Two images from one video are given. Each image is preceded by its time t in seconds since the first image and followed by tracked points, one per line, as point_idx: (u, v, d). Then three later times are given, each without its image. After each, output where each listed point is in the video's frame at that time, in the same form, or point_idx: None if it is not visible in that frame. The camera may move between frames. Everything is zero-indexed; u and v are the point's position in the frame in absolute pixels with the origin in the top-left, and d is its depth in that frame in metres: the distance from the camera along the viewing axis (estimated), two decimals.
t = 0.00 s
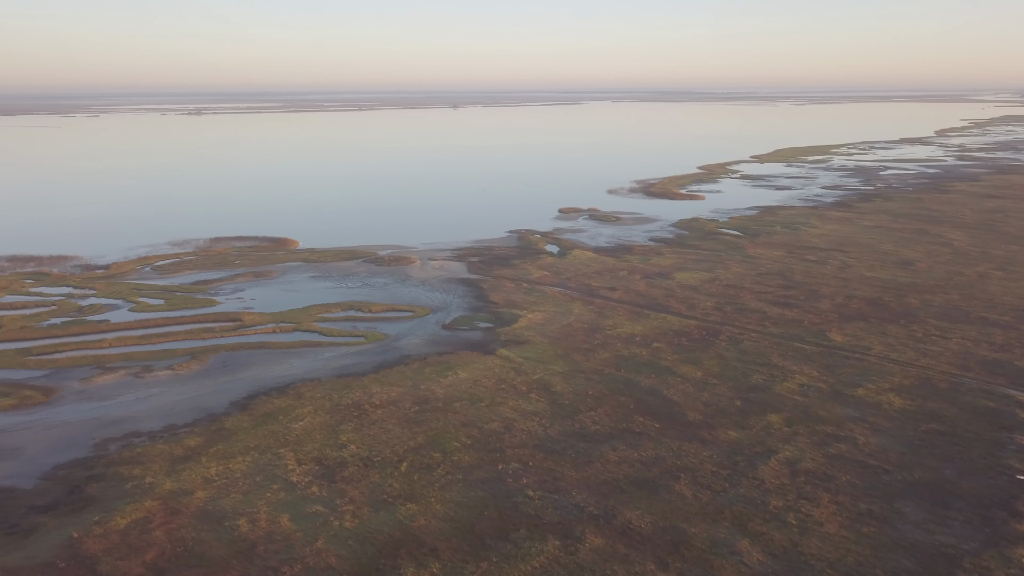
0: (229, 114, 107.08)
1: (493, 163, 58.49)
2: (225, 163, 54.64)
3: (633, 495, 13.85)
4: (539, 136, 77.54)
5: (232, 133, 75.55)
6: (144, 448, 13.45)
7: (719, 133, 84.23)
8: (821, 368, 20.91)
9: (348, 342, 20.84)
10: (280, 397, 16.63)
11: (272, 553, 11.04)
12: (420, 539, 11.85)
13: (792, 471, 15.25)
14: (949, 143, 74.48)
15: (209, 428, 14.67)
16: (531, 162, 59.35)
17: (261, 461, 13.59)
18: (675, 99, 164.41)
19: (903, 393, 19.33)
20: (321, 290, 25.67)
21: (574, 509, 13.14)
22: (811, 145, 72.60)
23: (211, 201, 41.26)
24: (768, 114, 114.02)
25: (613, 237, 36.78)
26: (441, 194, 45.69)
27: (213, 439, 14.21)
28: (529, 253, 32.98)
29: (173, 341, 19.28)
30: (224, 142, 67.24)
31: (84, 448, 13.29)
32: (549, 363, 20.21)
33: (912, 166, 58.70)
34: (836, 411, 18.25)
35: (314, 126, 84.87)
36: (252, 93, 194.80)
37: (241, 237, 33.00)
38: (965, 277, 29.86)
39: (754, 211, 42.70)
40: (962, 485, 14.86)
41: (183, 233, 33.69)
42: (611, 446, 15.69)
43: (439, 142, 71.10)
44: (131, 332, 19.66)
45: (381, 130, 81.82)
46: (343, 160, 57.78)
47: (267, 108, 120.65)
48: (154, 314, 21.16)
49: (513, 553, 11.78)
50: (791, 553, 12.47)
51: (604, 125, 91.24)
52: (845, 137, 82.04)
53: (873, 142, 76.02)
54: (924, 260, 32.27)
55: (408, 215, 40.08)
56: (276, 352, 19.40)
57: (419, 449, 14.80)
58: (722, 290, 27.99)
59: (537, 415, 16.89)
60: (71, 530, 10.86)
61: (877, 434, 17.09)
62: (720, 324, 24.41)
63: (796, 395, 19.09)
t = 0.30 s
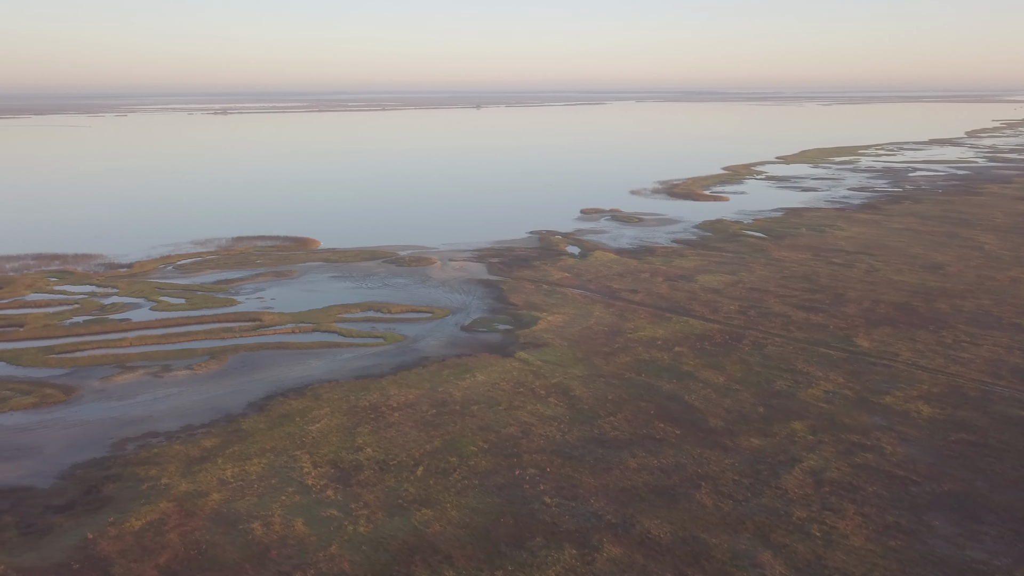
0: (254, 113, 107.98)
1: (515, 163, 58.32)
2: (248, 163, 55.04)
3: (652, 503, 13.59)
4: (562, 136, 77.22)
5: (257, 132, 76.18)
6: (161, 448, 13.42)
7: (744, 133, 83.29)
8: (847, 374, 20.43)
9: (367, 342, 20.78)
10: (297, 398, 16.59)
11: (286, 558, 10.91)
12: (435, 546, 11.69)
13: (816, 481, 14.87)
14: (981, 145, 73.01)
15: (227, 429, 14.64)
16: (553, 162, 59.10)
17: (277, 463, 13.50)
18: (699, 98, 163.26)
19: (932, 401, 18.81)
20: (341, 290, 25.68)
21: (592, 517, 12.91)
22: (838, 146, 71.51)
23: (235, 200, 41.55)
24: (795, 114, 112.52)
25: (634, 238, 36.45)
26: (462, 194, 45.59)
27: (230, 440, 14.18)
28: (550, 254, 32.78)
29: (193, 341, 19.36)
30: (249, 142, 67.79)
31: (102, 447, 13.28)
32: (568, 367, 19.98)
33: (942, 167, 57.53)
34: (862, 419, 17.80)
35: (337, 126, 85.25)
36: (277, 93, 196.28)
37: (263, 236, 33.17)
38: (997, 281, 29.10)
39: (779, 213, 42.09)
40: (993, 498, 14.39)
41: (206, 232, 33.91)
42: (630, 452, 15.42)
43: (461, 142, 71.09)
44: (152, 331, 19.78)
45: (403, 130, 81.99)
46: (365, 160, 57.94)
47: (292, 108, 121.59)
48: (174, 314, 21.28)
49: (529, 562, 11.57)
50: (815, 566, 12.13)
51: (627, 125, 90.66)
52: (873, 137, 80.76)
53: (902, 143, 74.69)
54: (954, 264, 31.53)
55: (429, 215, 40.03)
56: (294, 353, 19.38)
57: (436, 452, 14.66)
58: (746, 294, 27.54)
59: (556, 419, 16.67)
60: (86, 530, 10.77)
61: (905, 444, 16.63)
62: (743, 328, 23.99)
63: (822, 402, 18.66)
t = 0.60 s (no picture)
0: (278, 112, 108.85)
1: (537, 163, 58.10)
2: (272, 162, 55.39)
3: (672, 512, 13.31)
4: (585, 136, 76.80)
5: (282, 132, 76.75)
6: (178, 449, 13.40)
7: (770, 134, 82.27)
8: (874, 381, 19.95)
9: (386, 343, 20.69)
10: (315, 399, 16.54)
11: (299, 562, 10.79)
12: (450, 553, 11.52)
13: (841, 491, 14.48)
14: (1014, 146, 71.38)
15: (243, 429, 14.60)
16: (575, 162, 58.76)
17: (293, 465, 13.42)
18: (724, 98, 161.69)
19: (962, 409, 18.29)
20: (362, 290, 25.66)
21: (610, 525, 12.67)
22: (866, 147, 70.33)
23: (259, 199, 41.83)
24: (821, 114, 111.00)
25: (657, 239, 36.07)
26: (483, 195, 45.44)
27: (247, 441, 14.14)
28: (571, 255, 32.53)
29: (212, 341, 19.43)
30: (273, 141, 68.26)
31: (120, 446, 13.27)
32: (587, 370, 19.74)
33: (974, 169, 56.32)
34: (890, 428, 17.35)
35: (360, 125, 85.64)
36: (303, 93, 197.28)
37: (285, 236, 33.33)
38: None
39: (805, 214, 41.44)
40: None
41: (229, 231, 34.13)
42: (650, 459, 15.15)
43: (483, 142, 71.02)
44: (172, 330, 19.87)
45: (426, 129, 82.11)
46: (387, 159, 58.04)
47: (317, 108, 122.32)
48: (195, 313, 21.38)
49: (545, 570, 11.36)
50: None
51: (650, 125, 89.98)
52: (902, 138, 79.34)
53: (932, 144, 73.28)
54: (985, 268, 30.76)
55: (451, 215, 40.00)
56: (313, 353, 19.36)
57: (452, 456, 14.49)
58: (770, 297, 27.09)
59: (574, 424, 16.45)
60: (102, 531, 10.70)
61: (933, 454, 16.16)
62: (767, 332, 23.57)
63: (847, 409, 18.22)
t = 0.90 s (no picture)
0: (304, 111, 109.51)
1: (560, 162, 57.78)
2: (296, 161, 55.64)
3: (693, 520, 13.04)
4: (608, 135, 76.21)
5: (306, 131, 77.11)
6: (196, 449, 13.40)
7: (796, 133, 81.07)
8: (902, 388, 19.47)
9: (405, 344, 20.61)
10: (332, 400, 16.49)
11: (313, 566, 10.70)
12: (465, 559, 11.38)
13: (867, 501, 14.11)
14: None
15: (261, 430, 14.58)
16: (599, 162, 58.33)
17: (309, 467, 13.36)
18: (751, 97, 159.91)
19: (994, 418, 17.77)
20: (382, 290, 25.63)
21: (629, 533, 12.45)
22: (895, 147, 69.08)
23: (281, 198, 42.02)
24: (849, 114, 109.23)
25: (680, 240, 35.63)
26: (505, 194, 45.23)
27: (264, 442, 14.11)
28: (592, 256, 32.24)
29: (232, 340, 19.50)
30: (296, 140, 68.61)
31: (138, 446, 13.29)
32: (608, 374, 19.49)
33: (1007, 170, 55.07)
34: (918, 436, 16.90)
35: (383, 124, 85.85)
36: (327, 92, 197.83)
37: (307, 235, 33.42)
38: None
39: (831, 216, 40.73)
40: None
41: (252, 229, 34.28)
42: (670, 466, 14.88)
43: (506, 141, 70.86)
44: (193, 329, 19.96)
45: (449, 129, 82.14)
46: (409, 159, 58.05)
47: (342, 107, 122.87)
48: (216, 312, 21.47)
49: None
50: None
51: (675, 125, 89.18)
52: (933, 138, 77.80)
53: (963, 145, 71.80)
54: (1018, 272, 29.99)
55: (472, 214, 39.86)
56: (333, 353, 19.34)
57: (470, 460, 14.34)
58: (795, 300, 26.62)
59: (594, 428, 16.22)
60: (118, 531, 10.70)
61: (964, 464, 15.69)
62: (792, 336, 23.13)
63: (874, 417, 17.78)
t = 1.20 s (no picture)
0: (329, 110, 110.25)
1: (583, 162, 57.44)
2: (319, 160, 55.87)
3: (714, 529, 12.78)
4: (631, 135, 75.66)
5: (330, 130, 77.53)
6: (214, 448, 13.41)
7: (823, 134, 79.87)
8: (931, 395, 18.97)
9: (425, 344, 20.53)
10: (351, 400, 16.44)
11: (329, 569, 10.61)
12: (482, 565, 11.23)
13: (895, 512, 13.72)
14: None
15: (279, 430, 14.56)
16: (622, 162, 57.89)
17: (327, 468, 13.30)
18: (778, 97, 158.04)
19: None
20: (402, 290, 25.60)
21: (648, 541, 12.22)
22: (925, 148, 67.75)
23: (303, 196, 42.16)
24: (878, 115, 107.42)
25: (704, 242, 35.19)
26: (527, 194, 44.99)
27: (282, 442, 14.09)
28: (615, 257, 31.95)
29: (252, 339, 19.56)
30: (319, 139, 68.93)
31: (157, 444, 13.33)
32: (629, 377, 19.24)
33: None
34: (948, 445, 16.43)
35: (407, 124, 85.97)
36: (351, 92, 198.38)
37: (330, 234, 33.51)
38: None
39: (859, 218, 39.99)
40: None
41: (275, 228, 34.45)
42: (691, 472, 14.62)
43: (529, 141, 70.61)
44: (214, 328, 20.06)
45: (473, 128, 82.04)
46: (433, 158, 58.04)
47: (366, 107, 123.41)
48: (237, 311, 21.57)
49: None
50: None
51: (699, 125, 88.36)
52: (965, 139, 76.21)
53: (996, 146, 70.18)
54: None
55: (494, 214, 39.70)
56: (352, 353, 19.33)
57: (488, 463, 14.20)
58: (821, 303, 26.13)
59: (614, 433, 16.00)
60: (134, 530, 10.70)
61: (995, 474, 15.22)
62: (818, 340, 22.68)
63: (902, 424, 17.34)
